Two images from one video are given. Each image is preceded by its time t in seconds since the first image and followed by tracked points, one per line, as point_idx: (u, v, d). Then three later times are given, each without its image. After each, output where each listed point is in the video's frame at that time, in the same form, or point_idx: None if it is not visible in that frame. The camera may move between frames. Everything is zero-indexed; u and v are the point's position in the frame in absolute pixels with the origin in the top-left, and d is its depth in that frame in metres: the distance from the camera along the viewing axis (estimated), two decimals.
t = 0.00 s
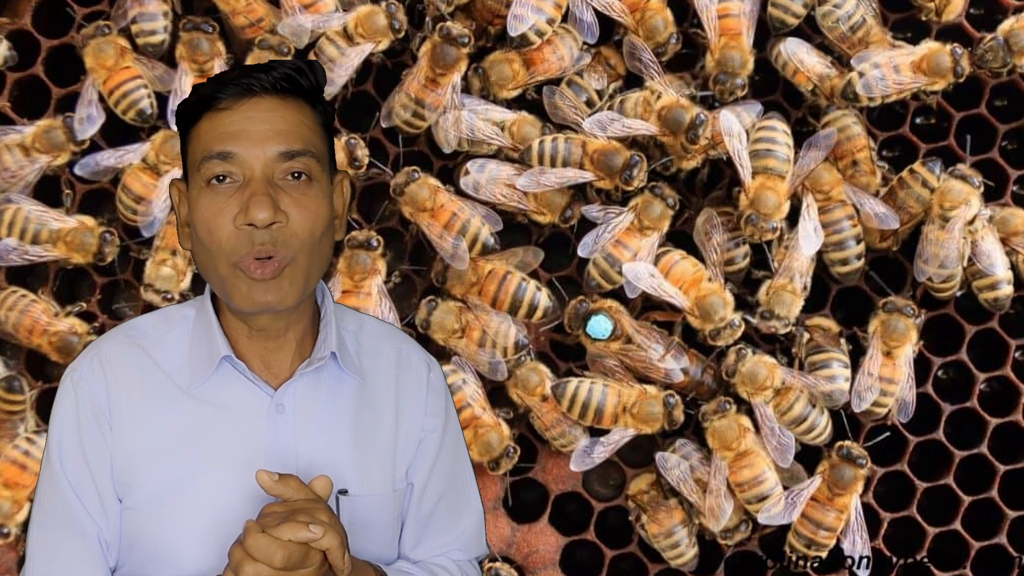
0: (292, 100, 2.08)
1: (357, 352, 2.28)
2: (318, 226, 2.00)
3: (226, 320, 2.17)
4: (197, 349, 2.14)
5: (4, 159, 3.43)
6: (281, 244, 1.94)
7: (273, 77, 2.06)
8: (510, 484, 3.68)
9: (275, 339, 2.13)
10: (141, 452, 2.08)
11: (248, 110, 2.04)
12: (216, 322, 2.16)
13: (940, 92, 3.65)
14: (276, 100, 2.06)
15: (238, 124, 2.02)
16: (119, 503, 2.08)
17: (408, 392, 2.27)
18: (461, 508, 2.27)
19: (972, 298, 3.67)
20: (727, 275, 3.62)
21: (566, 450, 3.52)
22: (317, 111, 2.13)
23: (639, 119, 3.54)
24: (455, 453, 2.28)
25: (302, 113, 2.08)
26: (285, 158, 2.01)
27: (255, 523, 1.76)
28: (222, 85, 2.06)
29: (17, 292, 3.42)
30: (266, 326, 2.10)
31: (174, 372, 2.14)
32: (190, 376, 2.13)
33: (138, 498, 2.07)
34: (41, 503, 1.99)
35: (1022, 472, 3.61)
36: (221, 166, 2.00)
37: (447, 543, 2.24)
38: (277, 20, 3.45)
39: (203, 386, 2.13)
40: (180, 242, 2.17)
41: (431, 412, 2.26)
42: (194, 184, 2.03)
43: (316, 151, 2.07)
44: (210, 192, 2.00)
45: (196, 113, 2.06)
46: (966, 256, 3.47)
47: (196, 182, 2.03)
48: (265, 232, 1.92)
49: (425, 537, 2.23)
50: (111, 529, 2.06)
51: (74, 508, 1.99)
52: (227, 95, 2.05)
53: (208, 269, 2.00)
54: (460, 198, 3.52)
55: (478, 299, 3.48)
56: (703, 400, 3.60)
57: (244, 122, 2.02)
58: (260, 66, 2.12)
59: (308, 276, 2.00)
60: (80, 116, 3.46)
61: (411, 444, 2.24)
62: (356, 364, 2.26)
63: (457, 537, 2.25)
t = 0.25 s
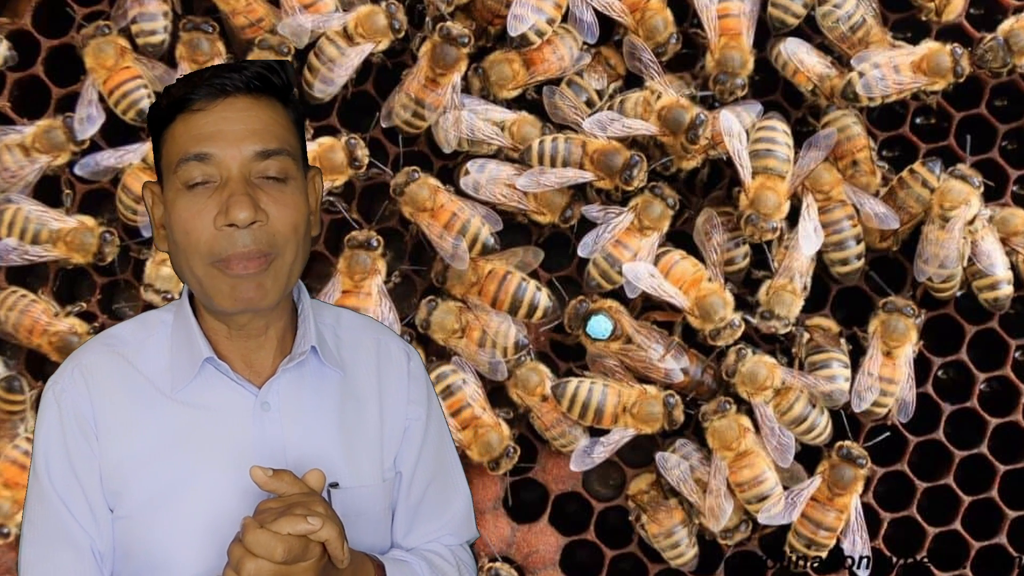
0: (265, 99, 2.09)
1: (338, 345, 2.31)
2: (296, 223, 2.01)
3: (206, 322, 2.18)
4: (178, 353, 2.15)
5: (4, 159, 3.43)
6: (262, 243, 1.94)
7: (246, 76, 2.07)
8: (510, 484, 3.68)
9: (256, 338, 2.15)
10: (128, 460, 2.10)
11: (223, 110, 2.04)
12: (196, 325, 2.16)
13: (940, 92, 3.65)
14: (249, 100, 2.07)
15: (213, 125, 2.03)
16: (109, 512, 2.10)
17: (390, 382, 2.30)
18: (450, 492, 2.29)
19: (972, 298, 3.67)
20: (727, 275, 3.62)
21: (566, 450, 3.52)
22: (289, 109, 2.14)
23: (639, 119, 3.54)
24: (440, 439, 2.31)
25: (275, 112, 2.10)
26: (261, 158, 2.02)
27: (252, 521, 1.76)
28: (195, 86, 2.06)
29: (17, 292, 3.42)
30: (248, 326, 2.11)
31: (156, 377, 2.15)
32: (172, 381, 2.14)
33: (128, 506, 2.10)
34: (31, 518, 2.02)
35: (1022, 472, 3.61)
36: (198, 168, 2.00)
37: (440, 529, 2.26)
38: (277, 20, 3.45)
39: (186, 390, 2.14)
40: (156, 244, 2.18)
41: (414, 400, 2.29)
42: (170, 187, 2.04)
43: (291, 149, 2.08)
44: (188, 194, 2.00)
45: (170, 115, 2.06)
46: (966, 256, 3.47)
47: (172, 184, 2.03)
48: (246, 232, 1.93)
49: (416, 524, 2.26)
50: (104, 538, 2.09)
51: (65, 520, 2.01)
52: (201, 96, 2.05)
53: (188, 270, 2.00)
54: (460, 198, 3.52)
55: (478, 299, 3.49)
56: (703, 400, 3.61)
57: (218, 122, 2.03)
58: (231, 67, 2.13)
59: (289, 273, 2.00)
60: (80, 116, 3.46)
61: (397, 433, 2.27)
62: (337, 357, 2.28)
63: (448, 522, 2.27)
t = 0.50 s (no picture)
0: (251, 97, 2.09)
1: (328, 344, 2.31)
2: (283, 220, 2.01)
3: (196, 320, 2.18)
4: (169, 350, 2.15)
5: (4, 159, 3.43)
6: (248, 239, 1.94)
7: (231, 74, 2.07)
8: (510, 484, 3.68)
9: (246, 335, 2.14)
10: (120, 458, 2.10)
11: (209, 109, 2.05)
12: (186, 322, 2.17)
13: (940, 92, 3.65)
14: (235, 98, 2.07)
15: (199, 124, 2.03)
16: (101, 511, 2.11)
17: (381, 381, 2.30)
18: (442, 491, 2.30)
19: (972, 298, 3.67)
20: (727, 275, 3.62)
21: (566, 450, 3.52)
22: (275, 108, 2.14)
23: (639, 119, 3.54)
24: (431, 438, 2.31)
25: (261, 111, 2.10)
26: (246, 155, 2.03)
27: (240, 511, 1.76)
28: (181, 85, 2.06)
29: (17, 292, 3.42)
30: (237, 324, 2.11)
31: (147, 375, 2.15)
32: (164, 379, 2.14)
33: (121, 504, 2.10)
34: (22, 516, 2.01)
35: (1022, 472, 3.61)
36: (185, 166, 2.01)
37: (431, 528, 2.26)
38: (277, 20, 3.45)
39: (177, 387, 2.14)
40: (148, 244, 2.18)
41: (405, 399, 2.29)
42: (158, 185, 2.04)
43: (277, 147, 2.08)
44: (175, 191, 2.00)
45: (157, 115, 2.07)
46: (966, 256, 3.47)
47: (160, 183, 2.04)
48: (231, 228, 1.92)
49: (408, 523, 2.26)
50: (95, 537, 2.09)
51: (57, 518, 2.01)
52: (187, 94, 2.06)
53: (177, 268, 2.01)
54: (460, 198, 3.52)
55: (478, 299, 3.49)
56: (703, 400, 3.61)
57: (204, 120, 2.03)
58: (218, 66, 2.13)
59: (277, 269, 2.00)
60: (80, 116, 3.46)
61: (388, 432, 2.27)
62: (327, 355, 2.28)
63: (439, 521, 2.28)
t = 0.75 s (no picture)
0: (241, 97, 2.10)
1: (322, 342, 2.31)
2: (273, 218, 2.01)
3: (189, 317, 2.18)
4: (163, 347, 2.15)
5: (4, 159, 3.44)
6: (238, 236, 1.94)
7: (221, 75, 2.08)
8: (510, 484, 3.68)
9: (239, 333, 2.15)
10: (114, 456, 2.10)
11: (199, 109, 2.05)
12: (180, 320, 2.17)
13: (940, 92, 3.65)
14: (226, 98, 2.08)
15: (190, 123, 2.04)
16: (94, 507, 2.11)
17: (375, 378, 2.30)
18: (438, 488, 2.30)
19: (972, 298, 3.67)
20: (727, 275, 3.62)
21: (566, 450, 3.52)
22: (266, 108, 2.15)
23: (639, 119, 3.54)
24: (425, 435, 2.32)
25: (252, 111, 2.10)
26: (237, 153, 2.03)
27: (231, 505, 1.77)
28: (172, 85, 2.07)
29: (17, 292, 3.42)
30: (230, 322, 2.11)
31: (141, 373, 2.15)
32: (158, 376, 2.14)
33: (114, 501, 2.10)
34: (16, 513, 2.02)
35: (1022, 472, 3.61)
36: (176, 164, 2.01)
37: (426, 524, 2.26)
38: (277, 20, 3.45)
39: (171, 384, 2.14)
40: (140, 245, 2.18)
41: (400, 395, 2.29)
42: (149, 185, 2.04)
43: (268, 146, 2.09)
44: (166, 190, 2.00)
45: (148, 115, 2.07)
46: (966, 256, 3.47)
47: (151, 182, 2.04)
48: (222, 225, 1.92)
49: (404, 519, 2.26)
50: (88, 534, 2.09)
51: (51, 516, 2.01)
52: (178, 94, 2.06)
53: (168, 266, 2.00)
54: (460, 198, 3.52)
55: (478, 299, 3.49)
56: (703, 400, 3.61)
57: (195, 120, 2.04)
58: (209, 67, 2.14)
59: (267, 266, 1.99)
60: (80, 116, 3.46)
61: (382, 428, 2.28)
62: (321, 353, 2.29)
63: (434, 517, 2.27)
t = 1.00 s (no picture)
0: (239, 100, 2.10)
1: (320, 341, 2.31)
2: (271, 221, 2.01)
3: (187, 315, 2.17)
4: (161, 346, 2.15)
5: (4, 159, 3.44)
6: (236, 240, 1.95)
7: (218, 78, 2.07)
8: (511, 484, 3.68)
9: (238, 334, 2.14)
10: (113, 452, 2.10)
11: (197, 112, 2.05)
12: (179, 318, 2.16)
13: (940, 92, 3.65)
14: (223, 101, 2.08)
15: (188, 126, 2.03)
16: (91, 505, 2.10)
17: (372, 378, 2.30)
18: (434, 488, 2.29)
19: (972, 298, 3.67)
20: (727, 275, 3.62)
21: (566, 450, 3.52)
22: (264, 110, 2.14)
23: (639, 119, 3.54)
24: (423, 435, 2.31)
25: (250, 113, 2.10)
26: (234, 157, 2.03)
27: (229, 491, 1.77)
28: (170, 88, 2.06)
29: (17, 292, 3.42)
30: (228, 323, 2.11)
31: (139, 371, 2.15)
32: (156, 375, 2.14)
33: (111, 498, 2.10)
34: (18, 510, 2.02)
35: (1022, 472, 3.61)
36: (174, 168, 2.01)
37: (423, 523, 2.25)
38: (277, 20, 3.45)
39: (169, 383, 2.14)
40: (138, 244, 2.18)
41: (397, 395, 2.29)
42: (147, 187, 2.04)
43: (265, 149, 2.08)
44: (164, 193, 2.00)
45: (146, 118, 2.07)
46: (966, 256, 3.47)
47: (149, 185, 2.03)
48: (219, 231, 1.93)
49: (401, 518, 2.25)
50: (85, 532, 2.08)
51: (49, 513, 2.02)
52: (175, 97, 2.05)
53: (166, 270, 2.01)
54: (460, 198, 3.52)
55: (478, 299, 3.49)
56: (703, 400, 3.61)
57: (192, 123, 2.03)
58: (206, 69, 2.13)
59: (264, 270, 2.00)
60: (80, 115, 3.46)
61: (380, 428, 2.27)
62: (318, 353, 2.28)
63: (431, 517, 2.26)
